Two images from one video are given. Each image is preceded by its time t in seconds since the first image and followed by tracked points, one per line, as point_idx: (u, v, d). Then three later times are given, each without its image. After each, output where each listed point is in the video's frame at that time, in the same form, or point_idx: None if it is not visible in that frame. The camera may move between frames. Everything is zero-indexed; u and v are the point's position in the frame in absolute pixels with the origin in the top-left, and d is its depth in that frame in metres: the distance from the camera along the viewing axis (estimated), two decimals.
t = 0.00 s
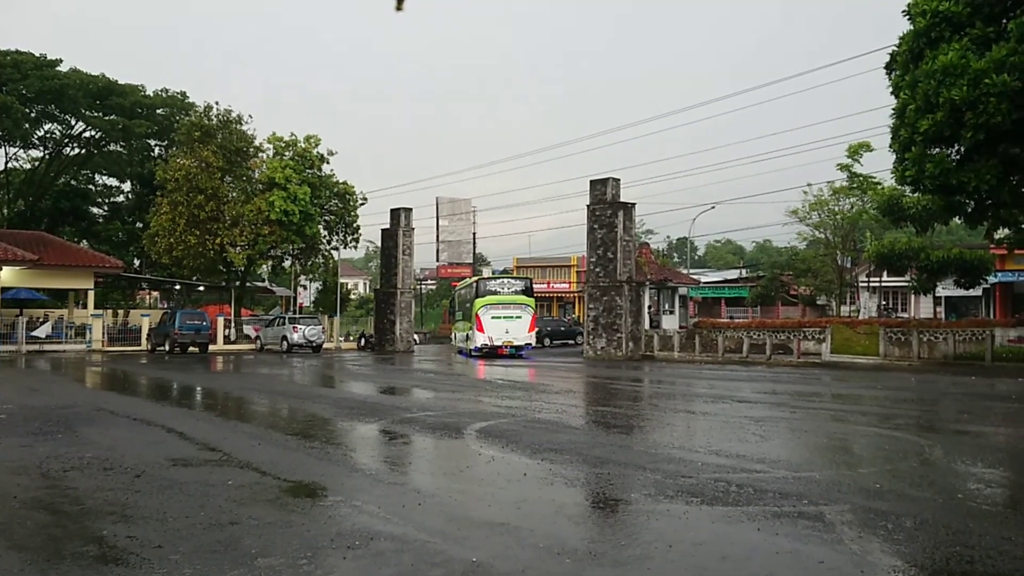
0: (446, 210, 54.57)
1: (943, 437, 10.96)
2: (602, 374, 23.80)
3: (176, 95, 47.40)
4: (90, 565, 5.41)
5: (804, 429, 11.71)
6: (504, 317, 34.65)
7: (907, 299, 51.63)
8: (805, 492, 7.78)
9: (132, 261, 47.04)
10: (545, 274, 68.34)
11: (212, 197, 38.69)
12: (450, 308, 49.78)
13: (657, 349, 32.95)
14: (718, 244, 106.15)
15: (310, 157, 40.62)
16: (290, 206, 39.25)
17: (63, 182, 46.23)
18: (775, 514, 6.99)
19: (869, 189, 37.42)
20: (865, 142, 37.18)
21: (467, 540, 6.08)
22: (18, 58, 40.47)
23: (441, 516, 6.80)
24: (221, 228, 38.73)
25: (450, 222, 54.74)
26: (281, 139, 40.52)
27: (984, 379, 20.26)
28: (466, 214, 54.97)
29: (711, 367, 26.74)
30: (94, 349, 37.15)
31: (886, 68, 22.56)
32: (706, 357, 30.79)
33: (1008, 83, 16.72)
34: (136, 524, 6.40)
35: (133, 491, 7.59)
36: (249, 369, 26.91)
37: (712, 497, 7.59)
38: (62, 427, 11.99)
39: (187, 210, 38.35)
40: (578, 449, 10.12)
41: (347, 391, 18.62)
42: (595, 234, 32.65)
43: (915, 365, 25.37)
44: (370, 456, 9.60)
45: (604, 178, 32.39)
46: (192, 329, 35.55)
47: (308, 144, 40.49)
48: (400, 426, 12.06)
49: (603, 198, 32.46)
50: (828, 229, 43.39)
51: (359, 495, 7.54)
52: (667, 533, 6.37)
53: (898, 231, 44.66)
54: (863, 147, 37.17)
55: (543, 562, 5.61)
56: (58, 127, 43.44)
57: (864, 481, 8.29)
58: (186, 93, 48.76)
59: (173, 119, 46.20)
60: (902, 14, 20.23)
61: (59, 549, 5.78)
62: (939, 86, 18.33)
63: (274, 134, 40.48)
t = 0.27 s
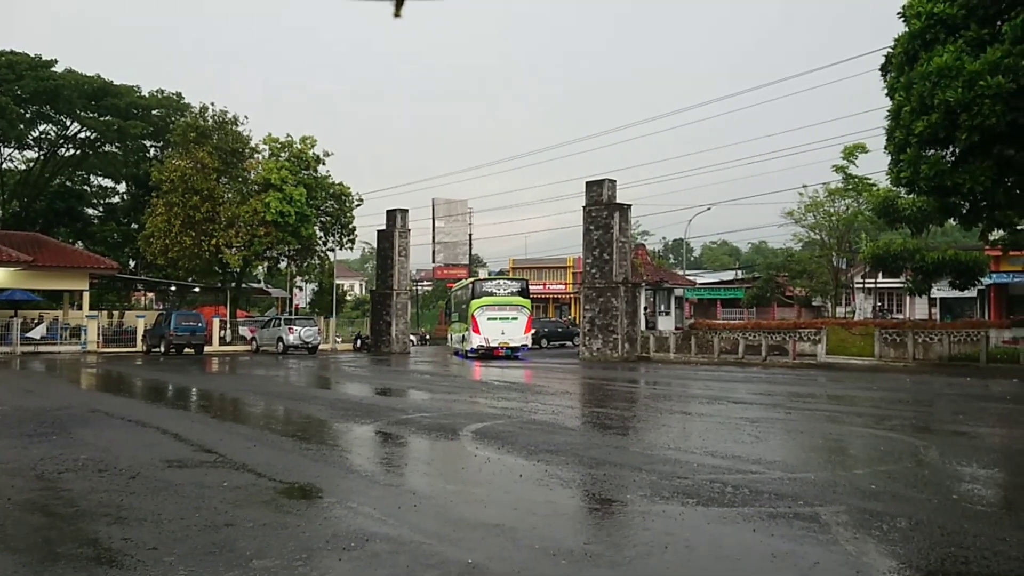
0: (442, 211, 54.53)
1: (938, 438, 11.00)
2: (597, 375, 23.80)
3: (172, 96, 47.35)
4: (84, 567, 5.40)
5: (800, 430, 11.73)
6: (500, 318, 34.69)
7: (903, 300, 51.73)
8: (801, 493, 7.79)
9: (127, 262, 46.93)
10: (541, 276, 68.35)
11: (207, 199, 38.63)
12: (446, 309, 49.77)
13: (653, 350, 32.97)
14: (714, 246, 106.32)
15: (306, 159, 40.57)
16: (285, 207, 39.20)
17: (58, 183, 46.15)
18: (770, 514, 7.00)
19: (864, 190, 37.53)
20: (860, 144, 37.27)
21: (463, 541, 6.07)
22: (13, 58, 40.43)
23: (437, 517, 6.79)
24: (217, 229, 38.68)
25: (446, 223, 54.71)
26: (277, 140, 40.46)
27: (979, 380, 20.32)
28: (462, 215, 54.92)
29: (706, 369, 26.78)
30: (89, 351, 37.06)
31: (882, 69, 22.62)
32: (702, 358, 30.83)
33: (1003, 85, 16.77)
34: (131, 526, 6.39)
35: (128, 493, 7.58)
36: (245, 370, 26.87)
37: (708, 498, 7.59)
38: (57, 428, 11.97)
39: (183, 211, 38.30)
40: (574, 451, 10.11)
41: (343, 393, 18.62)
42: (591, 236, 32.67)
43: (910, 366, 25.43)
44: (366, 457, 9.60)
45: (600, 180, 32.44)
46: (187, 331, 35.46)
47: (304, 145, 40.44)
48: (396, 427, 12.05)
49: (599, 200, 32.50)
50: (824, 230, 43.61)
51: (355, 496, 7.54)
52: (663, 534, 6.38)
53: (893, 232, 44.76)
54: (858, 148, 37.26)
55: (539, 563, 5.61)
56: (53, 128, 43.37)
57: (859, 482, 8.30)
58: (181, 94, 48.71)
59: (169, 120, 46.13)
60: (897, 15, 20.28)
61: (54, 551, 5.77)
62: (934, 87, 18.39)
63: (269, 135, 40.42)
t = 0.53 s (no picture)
0: (436, 212, 54.49)
1: (930, 439, 11.03)
2: (591, 376, 23.81)
3: (165, 96, 47.24)
4: (76, 570, 5.37)
5: (793, 431, 11.76)
6: (495, 319, 34.68)
7: (896, 301, 51.89)
8: (794, 494, 7.80)
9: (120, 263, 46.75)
10: (535, 277, 68.32)
11: (201, 199, 38.55)
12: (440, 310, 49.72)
13: (647, 351, 33.01)
14: (708, 247, 106.46)
15: (300, 159, 40.50)
16: (279, 208, 39.16)
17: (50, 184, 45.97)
18: (764, 515, 7.01)
19: (857, 191, 37.66)
20: (853, 145, 37.39)
21: (457, 543, 6.06)
22: (5, 59, 40.33)
23: (430, 518, 6.79)
24: (210, 230, 38.60)
25: (441, 224, 54.67)
26: (271, 141, 40.38)
27: (971, 380, 20.38)
28: (456, 216, 54.85)
29: (700, 370, 26.82)
30: (81, 352, 36.95)
31: (875, 71, 22.69)
32: (696, 359, 30.89)
33: (995, 87, 16.84)
34: (124, 528, 6.37)
35: (120, 495, 7.55)
36: (238, 372, 26.79)
37: (702, 499, 7.61)
38: (49, 430, 11.92)
39: (176, 212, 38.23)
40: (568, 452, 10.12)
41: (336, 394, 18.58)
42: (585, 237, 32.70)
43: (904, 367, 25.51)
44: (359, 458, 9.58)
45: (594, 181, 32.47)
46: (180, 331, 35.36)
47: (298, 145, 40.36)
48: (389, 429, 12.04)
49: (593, 201, 32.54)
50: (817, 232, 43.65)
51: (349, 498, 7.53)
52: (656, 534, 6.40)
53: (887, 233, 44.89)
54: (851, 149, 37.36)
55: (533, 564, 5.61)
56: (46, 128, 43.24)
57: (852, 483, 8.32)
58: (175, 94, 48.59)
59: (162, 120, 46.02)
60: (890, 17, 20.34)
61: (45, 554, 5.73)
62: (927, 89, 18.47)
63: (263, 136, 40.33)
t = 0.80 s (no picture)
0: (429, 214, 54.45)
1: (921, 441, 11.08)
2: (584, 378, 23.83)
3: (157, 97, 47.11)
4: (66, 572, 5.35)
5: (785, 433, 11.79)
6: (487, 321, 34.66)
7: (887, 304, 52.07)
8: (785, 495, 7.83)
9: (111, 265, 46.57)
10: (528, 279, 68.30)
11: (193, 201, 38.43)
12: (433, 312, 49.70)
13: (639, 353, 33.05)
14: (700, 249, 106.61)
15: (292, 161, 40.41)
16: (271, 210, 39.14)
17: (41, 185, 45.76)
18: (755, 517, 7.03)
19: (848, 194, 37.79)
20: (845, 148, 37.52)
21: (448, 545, 6.05)
22: None
23: (422, 520, 6.78)
24: (202, 231, 38.50)
25: (433, 225, 54.63)
26: (263, 142, 40.32)
27: (962, 382, 20.47)
28: (449, 218, 54.83)
29: (692, 372, 26.88)
30: (72, 354, 36.80)
31: (866, 74, 22.78)
32: (688, 361, 30.95)
33: (985, 91, 16.93)
34: (114, 530, 6.34)
35: (111, 497, 7.52)
36: (230, 373, 26.71)
37: (693, 501, 7.62)
38: (39, 431, 11.87)
39: (168, 213, 38.11)
40: (560, 454, 10.13)
41: (328, 396, 18.54)
42: (577, 239, 32.75)
43: (895, 369, 25.61)
44: (351, 461, 9.57)
45: (587, 183, 32.52)
46: (172, 333, 35.25)
47: (290, 147, 40.27)
48: (382, 431, 12.01)
49: (585, 203, 32.57)
50: (809, 235, 43.76)
51: (340, 500, 7.51)
52: (647, 536, 6.41)
53: (878, 236, 45.06)
54: (843, 153, 37.50)
55: (524, 566, 5.61)
56: (37, 129, 43.08)
57: (843, 484, 8.35)
58: (167, 95, 48.46)
59: (154, 122, 45.88)
60: (882, 21, 20.42)
61: (35, 556, 5.70)
62: (918, 93, 18.55)
63: (256, 137, 40.27)
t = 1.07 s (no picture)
0: (422, 215, 54.41)
1: (912, 443, 11.13)
2: (577, 381, 23.83)
3: (149, 98, 46.96)
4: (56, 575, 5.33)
5: (777, 435, 11.83)
6: (480, 323, 34.62)
7: (879, 306, 52.26)
8: (777, 497, 7.86)
9: (102, 266, 46.36)
10: (521, 281, 68.28)
11: (185, 202, 38.31)
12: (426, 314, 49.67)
13: (632, 355, 33.10)
14: (693, 252, 106.76)
15: (285, 163, 40.38)
16: (264, 211, 39.10)
17: (33, 186, 45.54)
18: (747, 519, 7.05)
19: (840, 197, 37.96)
20: (837, 151, 37.65)
21: (441, 548, 6.05)
22: None
23: (415, 523, 6.78)
24: (194, 233, 38.39)
25: (426, 227, 54.63)
26: (256, 144, 40.26)
27: (953, 385, 20.55)
28: (442, 220, 54.80)
29: (684, 374, 26.93)
30: (63, 355, 36.62)
31: (858, 78, 22.88)
32: (681, 364, 31.00)
33: (976, 95, 17.04)
34: (105, 533, 6.32)
35: (102, 500, 7.49)
36: (222, 376, 26.62)
37: (685, 503, 7.64)
38: (30, 434, 11.81)
39: (160, 214, 37.99)
40: (552, 456, 10.15)
41: (321, 398, 18.50)
42: (570, 241, 32.79)
43: (886, 371, 25.71)
44: (343, 463, 9.56)
45: (580, 186, 32.56)
46: (164, 335, 35.12)
47: (283, 149, 40.21)
48: (374, 433, 11.99)
49: (578, 206, 32.62)
50: (801, 237, 43.86)
51: (332, 503, 7.50)
52: (639, 538, 6.42)
53: (869, 239, 45.21)
54: (835, 156, 37.62)
55: (517, 569, 5.61)
56: (28, 130, 42.95)
57: (834, 486, 8.37)
58: (160, 96, 48.31)
59: (147, 123, 45.73)
60: (873, 25, 20.50)
61: (25, 559, 5.68)
62: (909, 96, 18.64)
63: (248, 138, 40.21)
